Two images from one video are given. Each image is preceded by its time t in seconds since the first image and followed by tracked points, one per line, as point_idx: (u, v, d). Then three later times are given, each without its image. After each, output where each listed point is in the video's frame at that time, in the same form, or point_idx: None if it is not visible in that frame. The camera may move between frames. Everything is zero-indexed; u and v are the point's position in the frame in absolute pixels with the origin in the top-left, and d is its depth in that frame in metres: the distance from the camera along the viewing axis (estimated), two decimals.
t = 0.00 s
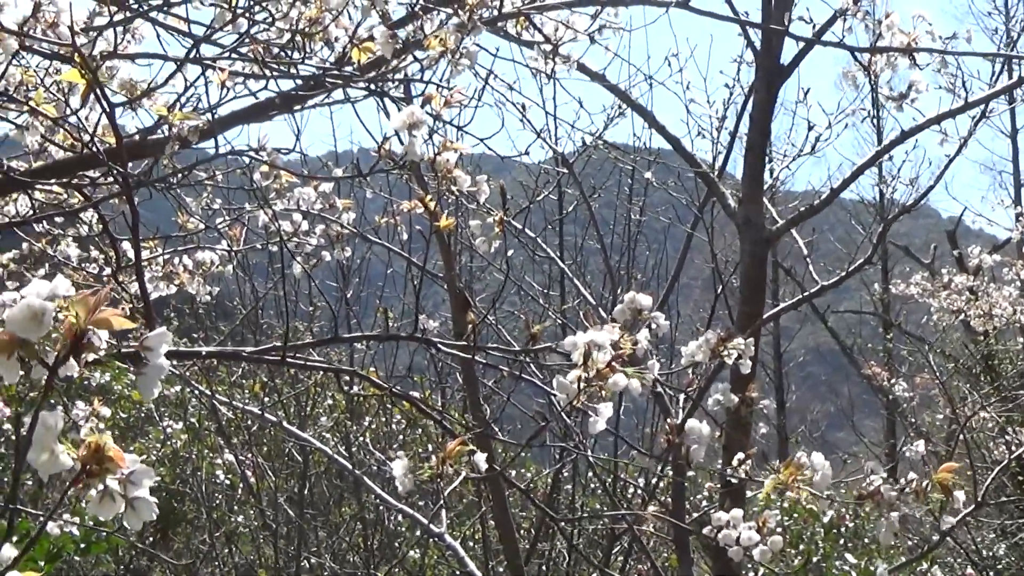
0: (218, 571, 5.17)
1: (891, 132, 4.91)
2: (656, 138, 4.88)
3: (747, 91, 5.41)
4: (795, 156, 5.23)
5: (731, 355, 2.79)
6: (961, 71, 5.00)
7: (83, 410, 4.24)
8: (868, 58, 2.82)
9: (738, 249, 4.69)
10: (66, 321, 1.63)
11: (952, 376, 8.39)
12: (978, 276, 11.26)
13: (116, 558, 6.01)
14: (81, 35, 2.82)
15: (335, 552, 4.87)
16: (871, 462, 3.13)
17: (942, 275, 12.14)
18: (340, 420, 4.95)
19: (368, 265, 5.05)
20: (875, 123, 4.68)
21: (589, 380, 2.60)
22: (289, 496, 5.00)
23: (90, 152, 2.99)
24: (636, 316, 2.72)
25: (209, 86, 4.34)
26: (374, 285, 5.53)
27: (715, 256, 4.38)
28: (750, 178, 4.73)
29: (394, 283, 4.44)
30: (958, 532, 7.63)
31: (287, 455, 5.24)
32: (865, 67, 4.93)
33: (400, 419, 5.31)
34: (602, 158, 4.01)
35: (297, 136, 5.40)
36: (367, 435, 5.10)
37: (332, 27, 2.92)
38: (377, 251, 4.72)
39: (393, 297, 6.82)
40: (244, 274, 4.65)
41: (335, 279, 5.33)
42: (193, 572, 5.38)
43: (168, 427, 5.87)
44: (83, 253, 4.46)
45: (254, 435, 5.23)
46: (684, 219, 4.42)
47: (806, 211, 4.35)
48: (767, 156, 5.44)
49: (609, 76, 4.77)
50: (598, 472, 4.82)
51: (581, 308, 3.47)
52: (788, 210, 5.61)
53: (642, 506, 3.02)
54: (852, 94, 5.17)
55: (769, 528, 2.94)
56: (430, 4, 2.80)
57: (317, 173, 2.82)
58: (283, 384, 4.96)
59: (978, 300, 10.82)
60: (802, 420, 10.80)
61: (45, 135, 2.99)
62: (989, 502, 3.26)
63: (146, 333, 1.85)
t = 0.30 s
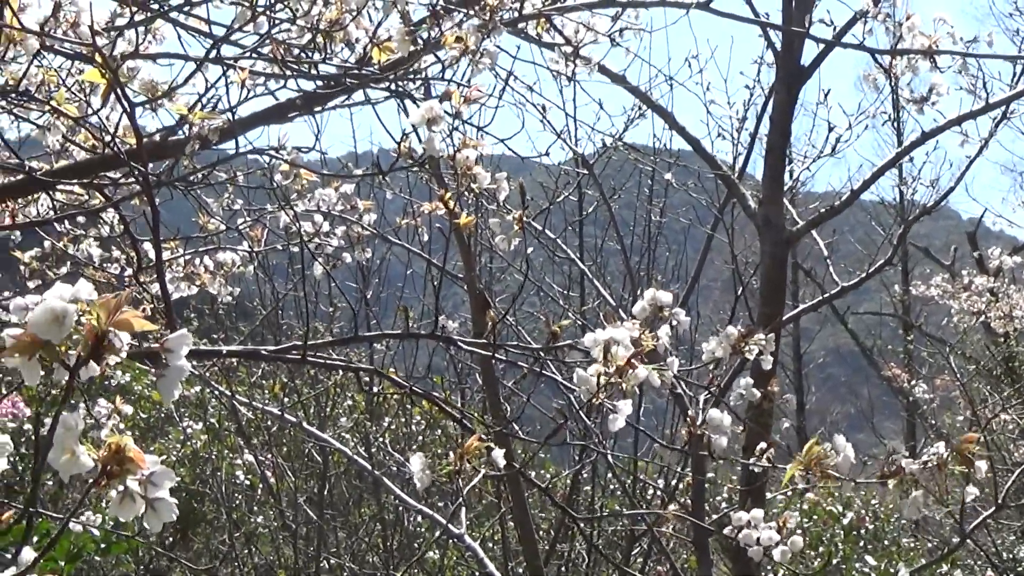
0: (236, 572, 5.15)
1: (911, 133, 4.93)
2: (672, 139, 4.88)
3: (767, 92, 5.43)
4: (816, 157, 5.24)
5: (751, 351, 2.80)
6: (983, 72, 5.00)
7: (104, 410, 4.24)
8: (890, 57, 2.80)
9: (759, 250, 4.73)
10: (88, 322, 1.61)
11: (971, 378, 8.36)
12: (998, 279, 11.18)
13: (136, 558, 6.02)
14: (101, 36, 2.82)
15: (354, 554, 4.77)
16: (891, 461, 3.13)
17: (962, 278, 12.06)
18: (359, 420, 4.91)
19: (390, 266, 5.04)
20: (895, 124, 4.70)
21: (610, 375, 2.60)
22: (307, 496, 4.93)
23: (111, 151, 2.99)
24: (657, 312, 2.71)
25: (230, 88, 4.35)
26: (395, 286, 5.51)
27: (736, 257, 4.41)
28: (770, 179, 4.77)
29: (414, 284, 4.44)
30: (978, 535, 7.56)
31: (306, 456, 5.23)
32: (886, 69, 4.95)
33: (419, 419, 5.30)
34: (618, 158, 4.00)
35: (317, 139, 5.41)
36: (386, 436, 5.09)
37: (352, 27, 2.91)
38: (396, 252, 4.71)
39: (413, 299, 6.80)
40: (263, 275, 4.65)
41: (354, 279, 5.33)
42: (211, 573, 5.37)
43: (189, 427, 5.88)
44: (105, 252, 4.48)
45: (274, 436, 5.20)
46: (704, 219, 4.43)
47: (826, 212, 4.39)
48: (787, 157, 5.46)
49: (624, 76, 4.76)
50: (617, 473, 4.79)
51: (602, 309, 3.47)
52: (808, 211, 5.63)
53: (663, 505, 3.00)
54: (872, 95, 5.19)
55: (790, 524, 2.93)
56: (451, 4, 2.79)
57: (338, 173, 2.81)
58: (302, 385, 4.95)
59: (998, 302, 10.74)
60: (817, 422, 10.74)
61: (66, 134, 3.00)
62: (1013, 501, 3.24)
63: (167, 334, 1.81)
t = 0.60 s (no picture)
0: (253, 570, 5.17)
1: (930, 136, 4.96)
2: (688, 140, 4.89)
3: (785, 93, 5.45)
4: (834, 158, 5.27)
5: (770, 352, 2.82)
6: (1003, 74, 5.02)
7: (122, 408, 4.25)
8: (911, 60, 2.79)
9: (778, 250, 4.78)
10: (112, 318, 1.62)
11: (987, 379, 8.35)
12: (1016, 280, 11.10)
13: (153, 557, 6.05)
14: (120, 36, 2.82)
15: (372, 554, 4.78)
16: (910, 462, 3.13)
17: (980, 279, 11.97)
18: (377, 420, 4.91)
19: (406, 266, 5.05)
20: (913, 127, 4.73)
21: (629, 378, 2.59)
22: (325, 496, 4.94)
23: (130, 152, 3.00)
24: (676, 314, 2.70)
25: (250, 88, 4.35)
26: (413, 286, 5.51)
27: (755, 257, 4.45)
28: (790, 180, 4.82)
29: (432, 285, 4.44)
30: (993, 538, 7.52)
31: (323, 456, 5.23)
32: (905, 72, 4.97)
33: (436, 420, 5.31)
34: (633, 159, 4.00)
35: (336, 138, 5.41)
36: (404, 436, 5.10)
37: (371, 29, 2.91)
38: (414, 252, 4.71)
39: (432, 298, 6.80)
40: (281, 275, 4.65)
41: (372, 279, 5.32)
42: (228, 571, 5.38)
43: (205, 426, 5.89)
44: (123, 252, 4.51)
45: (293, 435, 5.21)
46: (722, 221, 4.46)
47: (844, 212, 4.43)
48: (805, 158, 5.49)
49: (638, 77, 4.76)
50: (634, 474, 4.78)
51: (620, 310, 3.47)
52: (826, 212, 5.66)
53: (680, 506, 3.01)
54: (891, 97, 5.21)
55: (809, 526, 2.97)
56: (470, 6, 2.78)
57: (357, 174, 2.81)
58: (320, 385, 4.96)
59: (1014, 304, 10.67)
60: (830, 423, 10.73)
61: (86, 135, 3.01)
62: None
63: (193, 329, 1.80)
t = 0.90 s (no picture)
0: (270, 568, 5.18)
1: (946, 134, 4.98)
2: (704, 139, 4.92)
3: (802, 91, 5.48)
4: (851, 155, 5.30)
5: (788, 348, 2.97)
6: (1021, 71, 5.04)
7: (140, 405, 4.28)
8: (929, 58, 2.79)
9: (796, 247, 4.82)
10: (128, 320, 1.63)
11: (1003, 377, 8.31)
12: None
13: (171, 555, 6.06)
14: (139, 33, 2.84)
15: (389, 551, 4.79)
16: (927, 458, 3.14)
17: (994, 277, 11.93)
18: (394, 418, 4.93)
19: (420, 264, 5.07)
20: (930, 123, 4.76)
21: (646, 371, 2.63)
22: (341, 493, 4.96)
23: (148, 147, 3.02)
24: (695, 310, 2.71)
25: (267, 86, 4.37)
26: (429, 283, 5.52)
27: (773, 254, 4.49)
28: (808, 177, 4.86)
29: (448, 281, 4.47)
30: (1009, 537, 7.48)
31: (339, 454, 5.25)
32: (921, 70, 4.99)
33: (451, 417, 5.32)
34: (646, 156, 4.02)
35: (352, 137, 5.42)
36: (421, 433, 5.11)
37: (389, 26, 2.92)
38: (430, 250, 4.72)
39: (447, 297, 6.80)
40: (298, 273, 4.68)
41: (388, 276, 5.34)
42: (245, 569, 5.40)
43: (222, 424, 5.91)
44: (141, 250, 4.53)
45: (309, 433, 5.22)
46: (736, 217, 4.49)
47: (860, 211, 4.47)
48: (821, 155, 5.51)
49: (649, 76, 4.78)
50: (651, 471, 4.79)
51: (637, 306, 3.49)
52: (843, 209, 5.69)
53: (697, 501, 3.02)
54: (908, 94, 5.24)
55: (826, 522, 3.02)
56: (487, 1, 2.80)
57: (375, 170, 2.82)
58: (337, 382, 4.98)
59: None
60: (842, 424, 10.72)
61: (105, 131, 3.03)
62: None
63: (207, 331, 1.80)
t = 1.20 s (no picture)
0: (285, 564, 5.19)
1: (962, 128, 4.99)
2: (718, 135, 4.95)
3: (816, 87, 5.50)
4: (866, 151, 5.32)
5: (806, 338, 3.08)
6: None
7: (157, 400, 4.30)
8: (945, 50, 2.81)
9: (813, 242, 4.86)
10: (137, 290, 1.64)
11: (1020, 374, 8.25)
12: None
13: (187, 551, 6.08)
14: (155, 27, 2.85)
15: (403, 546, 4.79)
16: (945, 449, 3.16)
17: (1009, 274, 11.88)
18: (409, 414, 4.93)
19: (435, 260, 5.09)
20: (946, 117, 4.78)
21: (661, 361, 2.58)
22: (356, 489, 4.96)
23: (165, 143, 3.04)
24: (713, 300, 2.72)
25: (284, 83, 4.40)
26: (445, 279, 5.53)
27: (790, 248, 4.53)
28: (824, 172, 4.89)
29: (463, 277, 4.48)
30: None
31: (354, 450, 5.26)
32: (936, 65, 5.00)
33: (467, 414, 5.33)
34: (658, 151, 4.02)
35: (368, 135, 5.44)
36: (436, 429, 5.11)
37: (405, 20, 2.93)
38: (446, 245, 4.73)
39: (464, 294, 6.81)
40: (314, 269, 4.69)
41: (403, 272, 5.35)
42: (260, 564, 5.40)
43: (238, 421, 5.93)
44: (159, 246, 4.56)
45: (324, 429, 5.23)
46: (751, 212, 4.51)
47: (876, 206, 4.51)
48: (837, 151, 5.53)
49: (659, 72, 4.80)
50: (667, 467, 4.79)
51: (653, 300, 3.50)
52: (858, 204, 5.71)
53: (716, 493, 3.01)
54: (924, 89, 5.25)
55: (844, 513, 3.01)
56: None
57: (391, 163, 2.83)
58: (352, 378, 4.99)
59: None
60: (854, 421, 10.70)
61: (122, 125, 3.05)
62: None
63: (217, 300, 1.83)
